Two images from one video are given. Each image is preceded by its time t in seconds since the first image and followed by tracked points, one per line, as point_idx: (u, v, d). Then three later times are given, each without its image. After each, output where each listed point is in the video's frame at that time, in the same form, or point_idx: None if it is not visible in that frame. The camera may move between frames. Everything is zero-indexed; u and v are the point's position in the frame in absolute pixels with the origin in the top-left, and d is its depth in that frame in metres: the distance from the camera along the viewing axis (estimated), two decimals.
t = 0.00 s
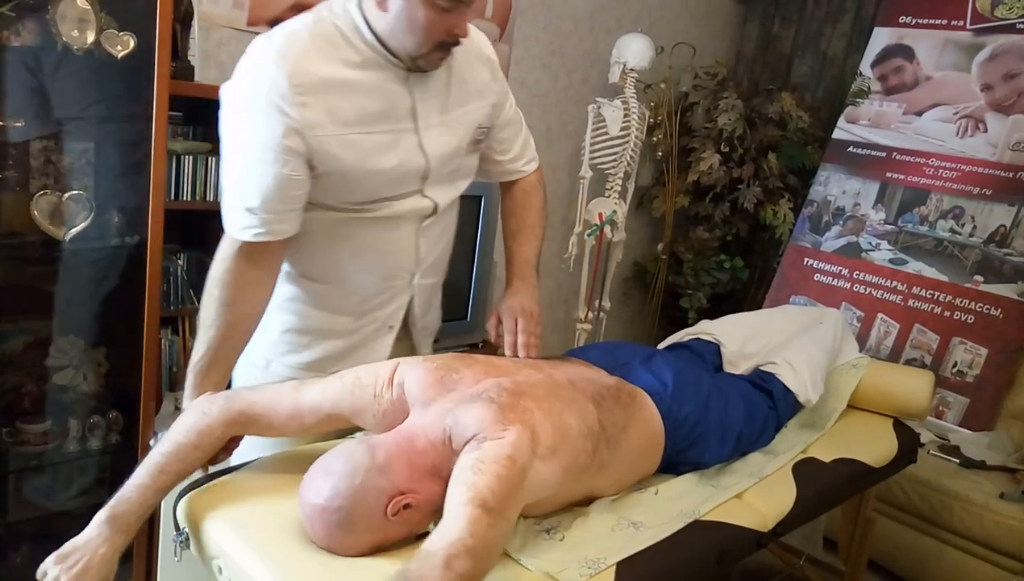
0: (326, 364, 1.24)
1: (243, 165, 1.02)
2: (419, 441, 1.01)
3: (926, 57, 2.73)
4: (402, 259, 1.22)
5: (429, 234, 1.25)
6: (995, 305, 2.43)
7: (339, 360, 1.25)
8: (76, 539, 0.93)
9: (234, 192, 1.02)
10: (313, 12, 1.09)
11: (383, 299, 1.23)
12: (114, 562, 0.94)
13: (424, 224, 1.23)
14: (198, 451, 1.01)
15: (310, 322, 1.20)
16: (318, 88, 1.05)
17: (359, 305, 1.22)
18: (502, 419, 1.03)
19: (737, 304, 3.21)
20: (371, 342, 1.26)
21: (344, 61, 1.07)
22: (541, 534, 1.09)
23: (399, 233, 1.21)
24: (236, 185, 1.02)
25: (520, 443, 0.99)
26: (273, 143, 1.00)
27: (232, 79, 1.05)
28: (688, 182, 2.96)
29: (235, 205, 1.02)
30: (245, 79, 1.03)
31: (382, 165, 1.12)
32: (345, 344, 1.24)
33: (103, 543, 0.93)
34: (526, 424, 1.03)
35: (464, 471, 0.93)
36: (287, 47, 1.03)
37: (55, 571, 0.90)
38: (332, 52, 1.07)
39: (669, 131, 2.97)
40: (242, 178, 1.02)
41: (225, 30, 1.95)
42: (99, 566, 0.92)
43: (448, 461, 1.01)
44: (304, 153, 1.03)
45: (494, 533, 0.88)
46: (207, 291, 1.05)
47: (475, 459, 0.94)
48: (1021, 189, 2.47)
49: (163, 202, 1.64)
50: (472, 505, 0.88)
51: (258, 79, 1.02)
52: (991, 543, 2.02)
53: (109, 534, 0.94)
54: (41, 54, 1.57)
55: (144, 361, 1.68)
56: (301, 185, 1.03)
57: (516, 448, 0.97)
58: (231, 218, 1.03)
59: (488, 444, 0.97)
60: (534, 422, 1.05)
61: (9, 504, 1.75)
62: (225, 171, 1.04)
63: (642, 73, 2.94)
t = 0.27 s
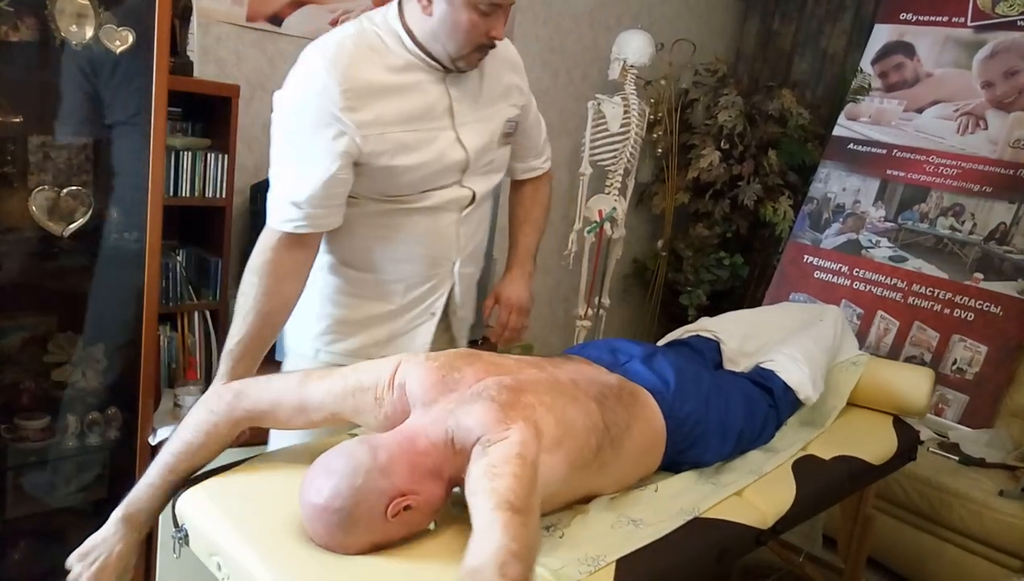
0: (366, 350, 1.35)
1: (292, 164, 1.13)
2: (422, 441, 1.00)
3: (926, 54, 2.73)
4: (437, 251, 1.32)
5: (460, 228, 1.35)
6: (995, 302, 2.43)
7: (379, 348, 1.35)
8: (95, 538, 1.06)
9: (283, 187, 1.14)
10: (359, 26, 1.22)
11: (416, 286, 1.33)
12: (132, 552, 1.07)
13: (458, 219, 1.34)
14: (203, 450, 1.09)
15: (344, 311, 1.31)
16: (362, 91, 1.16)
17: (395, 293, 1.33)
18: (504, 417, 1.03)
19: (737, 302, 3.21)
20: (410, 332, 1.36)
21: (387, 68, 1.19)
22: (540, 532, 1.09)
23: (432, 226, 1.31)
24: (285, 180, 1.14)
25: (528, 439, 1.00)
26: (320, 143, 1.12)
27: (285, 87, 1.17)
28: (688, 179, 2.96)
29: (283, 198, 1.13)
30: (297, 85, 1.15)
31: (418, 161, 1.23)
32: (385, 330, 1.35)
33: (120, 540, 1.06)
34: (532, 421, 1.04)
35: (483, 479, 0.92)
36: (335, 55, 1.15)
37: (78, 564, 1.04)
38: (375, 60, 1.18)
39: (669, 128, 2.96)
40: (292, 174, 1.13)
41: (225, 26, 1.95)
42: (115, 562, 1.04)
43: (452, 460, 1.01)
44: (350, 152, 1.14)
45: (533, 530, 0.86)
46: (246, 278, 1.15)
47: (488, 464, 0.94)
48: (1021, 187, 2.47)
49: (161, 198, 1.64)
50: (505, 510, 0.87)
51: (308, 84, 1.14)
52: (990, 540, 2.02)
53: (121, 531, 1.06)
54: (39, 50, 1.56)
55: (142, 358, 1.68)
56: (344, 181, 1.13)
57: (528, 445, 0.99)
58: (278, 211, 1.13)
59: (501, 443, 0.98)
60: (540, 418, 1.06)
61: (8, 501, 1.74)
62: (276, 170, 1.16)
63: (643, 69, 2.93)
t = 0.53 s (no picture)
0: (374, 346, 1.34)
1: (310, 147, 1.19)
2: (425, 445, 1.00)
3: (926, 56, 2.73)
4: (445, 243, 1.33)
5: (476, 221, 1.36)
6: (996, 304, 2.43)
7: (387, 345, 1.35)
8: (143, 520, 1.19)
9: (302, 169, 1.20)
10: (382, 22, 1.28)
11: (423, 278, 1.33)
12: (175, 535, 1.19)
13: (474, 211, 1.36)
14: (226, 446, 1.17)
15: (354, 297, 1.33)
16: (382, 81, 1.21)
17: (401, 285, 1.33)
18: (506, 420, 1.03)
19: (737, 304, 3.21)
20: (419, 327, 1.35)
21: (407, 60, 1.25)
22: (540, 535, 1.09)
23: (446, 218, 1.32)
24: (304, 163, 1.19)
25: (536, 445, 0.99)
26: (339, 128, 1.18)
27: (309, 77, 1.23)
28: (688, 181, 2.96)
29: (302, 179, 1.19)
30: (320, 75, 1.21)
31: (435, 150, 1.27)
32: (392, 325, 1.34)
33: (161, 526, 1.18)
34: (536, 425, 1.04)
35: (519, 495, 0.94)
36: (358, 47, 1.21)
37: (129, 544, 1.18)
38: (396, 53, 1.24)
39: (669, 131, 2.97)
40: (310, 156, 1.19)
41: (226, 29, 1.96)
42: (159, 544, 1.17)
43: (455, 465, 1.02)
44: (367, 138, 1.20)
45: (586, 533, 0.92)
46: (265, 258, 1.21)
47: (519, 478, 0.95)
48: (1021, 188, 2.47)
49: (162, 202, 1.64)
50: (557, 527, 0.90)
51: (330, 74, 1.20)
52: (991, 542, 2.02)
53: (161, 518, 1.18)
54: (41, 54, 1.57)
55: (143, 361, 1.68)
56: (359, 166, 1.19)
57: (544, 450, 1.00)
58: (297, 191, 1.19)
59: (514, 449, 0.98)
60: (545, 421, 1.05)
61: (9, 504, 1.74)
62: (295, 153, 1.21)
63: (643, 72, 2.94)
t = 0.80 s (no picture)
0: (375, 334, 1.37)
1: (301, 103, 1.23)
2: (427, 445, 1.00)
3: (927, 57, 2.73)
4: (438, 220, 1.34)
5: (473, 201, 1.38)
6: (996, 305, 2.43)
7: (386, 334, 1.37)
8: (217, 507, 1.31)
9: (292, 125, 1.24)
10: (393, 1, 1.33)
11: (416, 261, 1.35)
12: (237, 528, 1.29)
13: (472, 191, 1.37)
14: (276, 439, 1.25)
15: (358, 277, 1.36)
16: (384, 50, 1.25)
17: (393, 270, 1.35)
18: (507, 419, 1.02)
19: (737, 305, 3.21)
20: (414, 315, 1.37)
21: (410, 33, 1.29)
22: (541, 535, 1.09)
23: (440, 195, 1.34)
24: (295, 120, 1.24)
25: (546, 441, 0.99)
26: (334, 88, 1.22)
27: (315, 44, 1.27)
28: (689, 182, 2.96)
29: (293, 136, 1.23)
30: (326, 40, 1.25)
31: (429, 120, 1.29)
32: (387, 313, 1.36)
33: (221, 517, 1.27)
34: (543, 422, 1.03)
35: (551, 498, 0.93)
36: (363, 18, 1.26)
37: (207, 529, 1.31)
38: (400, 26, 1.28)
39: (669, 131, 2.97)
40: (301, 114, 1.23)
41: (227, 30, 1.96)
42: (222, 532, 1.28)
43: (457, 467, 1.02)
44: (359, 104, 1.24)
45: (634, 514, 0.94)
46: (269, 223, 1.26)
47: (544, 480, 0.94)
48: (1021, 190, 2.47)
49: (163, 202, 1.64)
50: (599, 522, 0.91)
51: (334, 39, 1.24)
52: (991, 543, 2.02)
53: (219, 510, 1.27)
54: (42, 54, 1.57)
55: (144, 361, 1.68)
56: (349, 127, 1.23)
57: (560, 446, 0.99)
58: (286, 147, 1.24)
59: (528, 450, 0.98)
60: (551, 419, 1.05)
61: (9, 504, 1.74)
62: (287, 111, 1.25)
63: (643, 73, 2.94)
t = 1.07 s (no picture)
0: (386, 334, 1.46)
1: (278, 92, 1.32)
2: (429, 447, 1.01)
3: (927, 57, 2.73)
4: (424, 210, 1.43)
5: (453, 188, 1.46)
6: (996, 306, 2.43)
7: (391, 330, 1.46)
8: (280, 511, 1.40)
9: (270, 112, 1.33)
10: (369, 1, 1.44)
11: (411, 255, 1.43)
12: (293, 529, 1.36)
13: (451, 179, 1.46)
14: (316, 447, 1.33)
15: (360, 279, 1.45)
16: (360, 45, 1.35)
17: (388, 265, 1.43)
18: (517, 422, 1.02)
19: (737, 305, 3.21)
20: (414, 313, 1.45)
21: (388, 30, 1.39)
22: (542, 535, 1.08)
23: (423, 184, 1.42)
24: (272, 109, 1.33)
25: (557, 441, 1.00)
26: (312, 77, 1.32)
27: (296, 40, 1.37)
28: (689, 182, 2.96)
29: (270, 123, 1.33)
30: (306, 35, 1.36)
31: (407, 110, 1.38)
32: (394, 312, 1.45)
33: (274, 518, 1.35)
34: (553, 422, 1.03)
35: (572, 501, 0.94)
36: (341, 15, 1.36)
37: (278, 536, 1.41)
38: (379, 22, 1.39)
39: (670, 132, 2.97)
40: (280, 102, 1.33)
41: (228, 30, 1.96)
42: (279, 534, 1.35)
43: (458, 468, 1.02)
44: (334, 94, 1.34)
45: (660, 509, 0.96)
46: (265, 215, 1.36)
47: (564, 483, 0.95)
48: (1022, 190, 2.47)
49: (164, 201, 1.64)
50: (623, 520, 0.93)
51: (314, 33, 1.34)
52: (991, 543, 2.02)
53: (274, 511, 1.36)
54: (42, 54, 1.57)
55: (144, 361, 1.68)
56: (328, 116, 1.34)
57: (575, 446, 1.00)
58: (264, 134, 1.33)
59: (543, 454, 0.98)
60: (560, 417, 1.04)
61: (9, 503, 1.74)
62: (263, 100, 1.35)
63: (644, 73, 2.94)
